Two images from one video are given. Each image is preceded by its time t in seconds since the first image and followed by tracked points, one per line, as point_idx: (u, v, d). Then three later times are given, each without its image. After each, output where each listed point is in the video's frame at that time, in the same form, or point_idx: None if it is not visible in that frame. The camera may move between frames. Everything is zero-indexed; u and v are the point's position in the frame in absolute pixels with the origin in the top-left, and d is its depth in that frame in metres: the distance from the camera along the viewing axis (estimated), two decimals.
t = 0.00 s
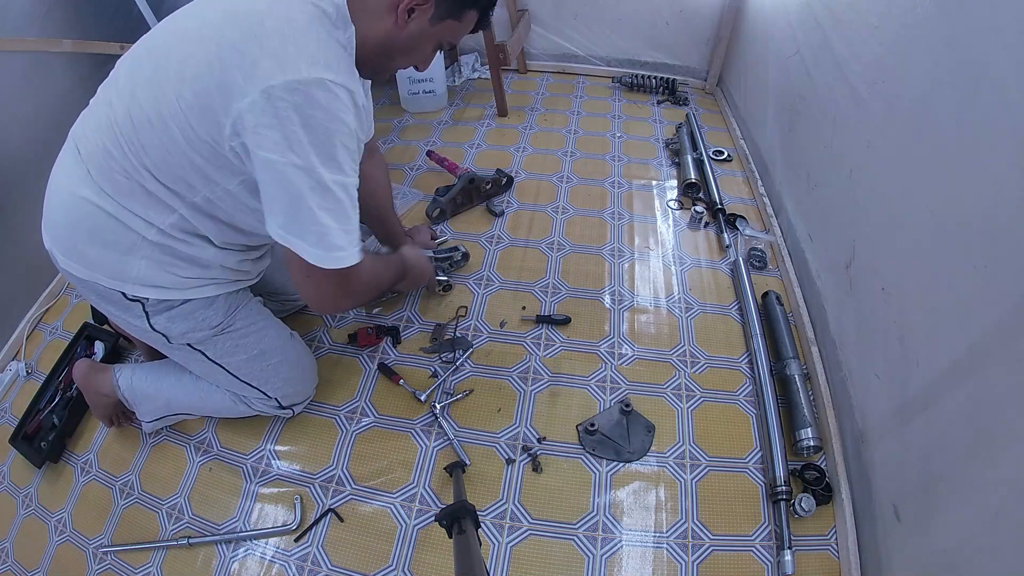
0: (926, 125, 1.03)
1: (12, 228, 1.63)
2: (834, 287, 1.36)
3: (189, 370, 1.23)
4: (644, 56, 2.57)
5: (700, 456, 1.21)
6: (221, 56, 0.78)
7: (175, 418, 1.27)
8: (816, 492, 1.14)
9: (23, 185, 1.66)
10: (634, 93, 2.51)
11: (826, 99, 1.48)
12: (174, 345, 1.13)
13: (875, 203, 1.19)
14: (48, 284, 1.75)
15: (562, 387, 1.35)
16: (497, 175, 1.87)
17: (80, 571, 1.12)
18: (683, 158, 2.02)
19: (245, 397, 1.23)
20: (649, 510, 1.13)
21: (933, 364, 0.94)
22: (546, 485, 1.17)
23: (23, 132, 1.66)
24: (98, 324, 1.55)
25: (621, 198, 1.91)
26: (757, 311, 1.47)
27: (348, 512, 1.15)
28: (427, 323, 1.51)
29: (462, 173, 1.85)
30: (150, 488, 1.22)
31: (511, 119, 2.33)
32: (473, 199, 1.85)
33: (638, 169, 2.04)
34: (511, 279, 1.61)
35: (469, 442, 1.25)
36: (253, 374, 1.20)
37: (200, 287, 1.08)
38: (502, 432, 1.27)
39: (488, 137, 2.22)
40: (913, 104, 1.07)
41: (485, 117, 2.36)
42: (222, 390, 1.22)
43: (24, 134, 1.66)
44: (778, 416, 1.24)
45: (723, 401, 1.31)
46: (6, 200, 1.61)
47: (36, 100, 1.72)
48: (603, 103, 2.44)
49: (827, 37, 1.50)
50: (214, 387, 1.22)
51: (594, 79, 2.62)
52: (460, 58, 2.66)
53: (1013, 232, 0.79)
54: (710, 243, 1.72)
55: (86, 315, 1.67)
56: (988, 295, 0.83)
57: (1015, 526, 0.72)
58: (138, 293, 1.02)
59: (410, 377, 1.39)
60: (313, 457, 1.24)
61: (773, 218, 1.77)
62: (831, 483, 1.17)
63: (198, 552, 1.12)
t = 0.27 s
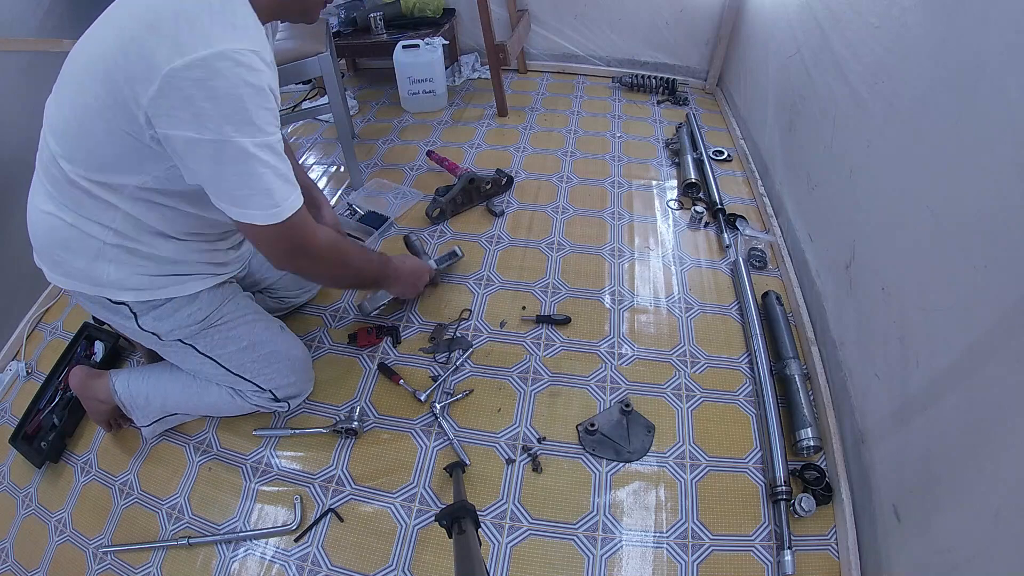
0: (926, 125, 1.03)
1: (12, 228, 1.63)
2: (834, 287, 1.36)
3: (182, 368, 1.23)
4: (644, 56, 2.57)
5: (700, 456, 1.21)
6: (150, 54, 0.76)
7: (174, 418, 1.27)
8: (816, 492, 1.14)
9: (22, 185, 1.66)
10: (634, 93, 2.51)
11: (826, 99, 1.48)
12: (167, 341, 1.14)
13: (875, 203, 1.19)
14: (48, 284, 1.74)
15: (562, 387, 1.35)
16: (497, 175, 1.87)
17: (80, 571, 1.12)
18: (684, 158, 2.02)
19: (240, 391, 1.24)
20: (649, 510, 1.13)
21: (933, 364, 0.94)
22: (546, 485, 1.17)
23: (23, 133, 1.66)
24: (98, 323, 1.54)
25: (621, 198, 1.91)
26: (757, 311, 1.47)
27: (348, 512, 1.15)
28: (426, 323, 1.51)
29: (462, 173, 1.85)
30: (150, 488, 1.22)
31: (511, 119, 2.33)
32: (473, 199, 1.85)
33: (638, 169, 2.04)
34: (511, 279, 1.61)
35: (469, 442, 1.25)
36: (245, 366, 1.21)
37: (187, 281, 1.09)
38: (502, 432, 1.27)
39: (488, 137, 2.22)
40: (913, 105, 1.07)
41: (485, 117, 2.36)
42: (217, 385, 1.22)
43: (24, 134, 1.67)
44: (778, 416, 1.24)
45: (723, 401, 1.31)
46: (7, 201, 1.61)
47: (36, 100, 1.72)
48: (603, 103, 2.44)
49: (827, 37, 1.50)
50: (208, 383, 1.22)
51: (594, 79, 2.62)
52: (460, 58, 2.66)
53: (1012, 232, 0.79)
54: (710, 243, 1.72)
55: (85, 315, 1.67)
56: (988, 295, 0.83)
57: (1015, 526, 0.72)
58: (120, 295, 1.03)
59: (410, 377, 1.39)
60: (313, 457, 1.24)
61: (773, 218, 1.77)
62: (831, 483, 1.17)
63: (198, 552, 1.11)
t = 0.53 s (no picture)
0: (926, 125, 1.03)
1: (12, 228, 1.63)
2: (833, 287, 1.36)
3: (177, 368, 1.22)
4: (644, 56, 2.57)
5: (700, 456, 1.21)
6: (22, 114, 0.63)
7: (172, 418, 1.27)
8: (816, 492, 1.14)
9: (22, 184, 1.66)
10: (634, 93, 2.51)
11: (826, 99, 1.48)
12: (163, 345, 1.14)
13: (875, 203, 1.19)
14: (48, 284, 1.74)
15: (562, 387, 1.35)
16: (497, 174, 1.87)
17: (80, 571, 1.12)
18: (684, 158, 2.02)
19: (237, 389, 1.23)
20: (649, 510, 1.13)
21: (933, 364, 0.94)
22: (546, 485, 1.17)
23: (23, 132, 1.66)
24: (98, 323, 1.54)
25: (621, 198, 1.91)
26: (757, 311, 1.47)
27: (348, 512, 1.15)
28: (426, 323, 1.51)
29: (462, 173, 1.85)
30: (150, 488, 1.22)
31: (511, 119, 2.33)
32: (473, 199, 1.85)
33: (638, 169, 2.04)
34: (510, 279, 1.61)
35: (470, 442, 1.25)
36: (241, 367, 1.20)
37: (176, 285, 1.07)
38: (502, 432, 1.27)
39: (488, 137, 2.22)
40: (913, 105, 1.07)
41: (485, 117, 2.36)
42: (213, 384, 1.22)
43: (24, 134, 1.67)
44: (778, 416, 1.24)
45: (723, 401, 1.31)
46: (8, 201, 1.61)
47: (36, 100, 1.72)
48: (603, 103, 2.44)
49: (827, 37, 1.50)
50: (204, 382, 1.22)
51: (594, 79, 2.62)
52: (460, 58, 2.66)
53: (1013, 232, 0.79)
54: (710, 243, 1.72)
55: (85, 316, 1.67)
56: (988, 295, 0.83)
57: (1014, 526, 0.72)
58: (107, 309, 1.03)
59: (410, 377, 1.39)
60: (313, 457, 1.24)
61: (773, 218, 1.77)
62: (831, 483, 1.17)
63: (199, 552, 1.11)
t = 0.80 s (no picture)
0: (926, 124, 1.03)
1: (12, 228, 1.63)
2: (834, 287, 1.36)
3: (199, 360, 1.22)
4: (644, 56, 2.57)
5: (700, 456, 1.21)
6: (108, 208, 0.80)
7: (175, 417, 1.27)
8: (816, 492, 1.14)
9: (22, 184, 1.66)
10: (634, 93, 2.51)
11: (826, 99, 1.48)
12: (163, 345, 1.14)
13: (875, 203, 1.19)
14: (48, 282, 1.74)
15: (562, 387, 1.35)
16: (497, 175, 1.87)
17: (80, 571, 1.12)
18: (684, 157, 2.02)
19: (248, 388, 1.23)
20: (649, 510, 1.13)
21: (933, 363, 0.94)
22: (545, 485, 1.17)
23: (23, 132, 1.66)
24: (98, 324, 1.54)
25: (621, 198, 1.91)
26: (757, 311, 1.47)
27: (348, 512, 1.15)
28: (427, 323, 1.52)
29: (462, 173, 1.85)
30: (150, 488, 1.22)
31: (511, 119, 2.33)
32: (473, 199, 1.85)
33: (638, 169, 2.04)
34: (510, 279, 1.61)
35: (470, 443, 1.25)
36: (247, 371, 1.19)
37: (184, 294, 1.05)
38: (502, 431, 1.27)
39: (488, 137, 2.22)
40: (912, 104, 1.07)
41: (485, 117, 2.36)
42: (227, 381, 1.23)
43: (24, 134, 1.67)
44: (778, 416, 1.24)
45: (723, 401, 1.31)
46: (7, 201, 1.61)
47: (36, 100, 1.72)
48: (603, 103, 2.44)
49: (827, 37, 1.50)
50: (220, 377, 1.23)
51: (594, 79, 2.62)
52: (460, 58, 2.66)
53: (1013, 231, 0.79)
54: (710, 243, 1.72)
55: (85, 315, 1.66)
56: (988, 294, 0.83)
57: (1014, 525, 0.72)
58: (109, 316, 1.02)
59: (410, 377, 1.39)
60: (313, 457, 1.24)
61: (773, 218, 1.77)
62: (831, 483, 1.17)
63: (199, 552, 1.11)
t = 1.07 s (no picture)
0: (927, 124, 1.03)
1: (11, 228, 1.63)
2: (834, 287, 1.36)
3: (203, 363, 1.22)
4: (644, 56, 2.57)
5: (700, 456, 1.21)
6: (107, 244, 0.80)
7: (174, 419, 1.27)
8: (816, 492, 1.14)
9: (22, 184, 1.66)
10: (634, 93, 2.51)
11: (826, 99, 1.48)
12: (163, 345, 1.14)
13: (875, 203, 1.19)
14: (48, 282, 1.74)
15: (562, 387, 1.35)
16: (497, 175, 1.87)
17: (80, 571, 1.12)
18: (684, 157, 2.02)
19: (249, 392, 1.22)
20: (649, 510, 1.13)
21: (933, 364, 0.94)
22: (545, 485, 1.17)
23: (22, 132, 1.66)
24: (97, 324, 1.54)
25: (621, 198, 1.91)
26: (757, 311, 1.47)
27: (348, 512, 1.15)
28: (427, 323, 1.52)
29: (462, 173, 1.85)
30: (150, 488, 1.22)
31: (511, 119, 2.33)
32: (473, 199, 1.85)
33: (638, 169, 2.04)
34: (510, 279, 1.61)
35: (470, 443, 1.25)
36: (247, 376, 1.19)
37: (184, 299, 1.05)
38: (502, 431, 1.27)
39: (488, 137, 2.22)
40: (913, 104, 1.08)
41: (485, 117, 2.36)
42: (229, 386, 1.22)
43: (24, 134, 1.67)
44: (778, 416, 1.24)
45: (723, 401, 1.31)
46: (7, 201, 1.61)
47: (36, 100, 1.72)
48: (603, 103, 2.44)
49: (827, 37, 1.50)
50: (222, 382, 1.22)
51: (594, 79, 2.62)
52: (460, 58, 2.66)
53: (1014, 230, 0.79)
54: (710, 243, 1.72)
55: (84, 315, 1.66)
56: (988, 294, 0.83)
57: (1014, 524, 0.72)
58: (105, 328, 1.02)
59: (410, 377, 1.39)
60: (313, 457, 1.24)
61: (773, 218, 1.77)
62: (831, 483, 1.17)
63: (199, 552, 1.11)
